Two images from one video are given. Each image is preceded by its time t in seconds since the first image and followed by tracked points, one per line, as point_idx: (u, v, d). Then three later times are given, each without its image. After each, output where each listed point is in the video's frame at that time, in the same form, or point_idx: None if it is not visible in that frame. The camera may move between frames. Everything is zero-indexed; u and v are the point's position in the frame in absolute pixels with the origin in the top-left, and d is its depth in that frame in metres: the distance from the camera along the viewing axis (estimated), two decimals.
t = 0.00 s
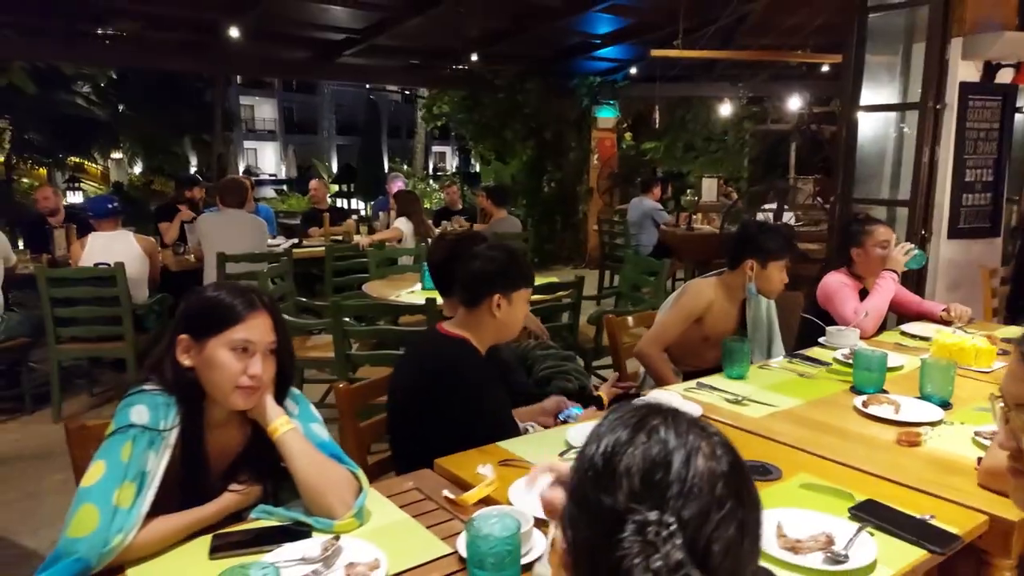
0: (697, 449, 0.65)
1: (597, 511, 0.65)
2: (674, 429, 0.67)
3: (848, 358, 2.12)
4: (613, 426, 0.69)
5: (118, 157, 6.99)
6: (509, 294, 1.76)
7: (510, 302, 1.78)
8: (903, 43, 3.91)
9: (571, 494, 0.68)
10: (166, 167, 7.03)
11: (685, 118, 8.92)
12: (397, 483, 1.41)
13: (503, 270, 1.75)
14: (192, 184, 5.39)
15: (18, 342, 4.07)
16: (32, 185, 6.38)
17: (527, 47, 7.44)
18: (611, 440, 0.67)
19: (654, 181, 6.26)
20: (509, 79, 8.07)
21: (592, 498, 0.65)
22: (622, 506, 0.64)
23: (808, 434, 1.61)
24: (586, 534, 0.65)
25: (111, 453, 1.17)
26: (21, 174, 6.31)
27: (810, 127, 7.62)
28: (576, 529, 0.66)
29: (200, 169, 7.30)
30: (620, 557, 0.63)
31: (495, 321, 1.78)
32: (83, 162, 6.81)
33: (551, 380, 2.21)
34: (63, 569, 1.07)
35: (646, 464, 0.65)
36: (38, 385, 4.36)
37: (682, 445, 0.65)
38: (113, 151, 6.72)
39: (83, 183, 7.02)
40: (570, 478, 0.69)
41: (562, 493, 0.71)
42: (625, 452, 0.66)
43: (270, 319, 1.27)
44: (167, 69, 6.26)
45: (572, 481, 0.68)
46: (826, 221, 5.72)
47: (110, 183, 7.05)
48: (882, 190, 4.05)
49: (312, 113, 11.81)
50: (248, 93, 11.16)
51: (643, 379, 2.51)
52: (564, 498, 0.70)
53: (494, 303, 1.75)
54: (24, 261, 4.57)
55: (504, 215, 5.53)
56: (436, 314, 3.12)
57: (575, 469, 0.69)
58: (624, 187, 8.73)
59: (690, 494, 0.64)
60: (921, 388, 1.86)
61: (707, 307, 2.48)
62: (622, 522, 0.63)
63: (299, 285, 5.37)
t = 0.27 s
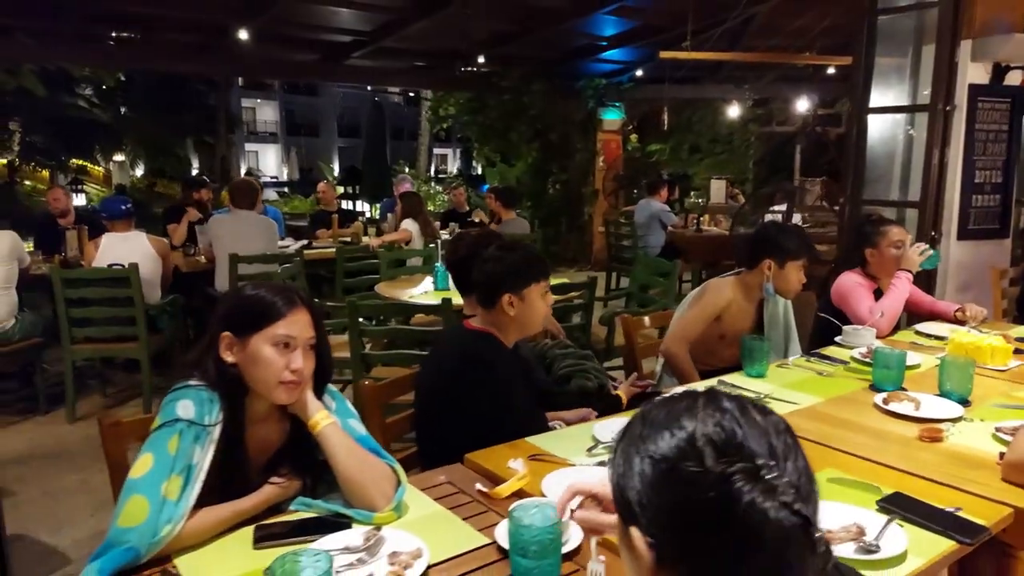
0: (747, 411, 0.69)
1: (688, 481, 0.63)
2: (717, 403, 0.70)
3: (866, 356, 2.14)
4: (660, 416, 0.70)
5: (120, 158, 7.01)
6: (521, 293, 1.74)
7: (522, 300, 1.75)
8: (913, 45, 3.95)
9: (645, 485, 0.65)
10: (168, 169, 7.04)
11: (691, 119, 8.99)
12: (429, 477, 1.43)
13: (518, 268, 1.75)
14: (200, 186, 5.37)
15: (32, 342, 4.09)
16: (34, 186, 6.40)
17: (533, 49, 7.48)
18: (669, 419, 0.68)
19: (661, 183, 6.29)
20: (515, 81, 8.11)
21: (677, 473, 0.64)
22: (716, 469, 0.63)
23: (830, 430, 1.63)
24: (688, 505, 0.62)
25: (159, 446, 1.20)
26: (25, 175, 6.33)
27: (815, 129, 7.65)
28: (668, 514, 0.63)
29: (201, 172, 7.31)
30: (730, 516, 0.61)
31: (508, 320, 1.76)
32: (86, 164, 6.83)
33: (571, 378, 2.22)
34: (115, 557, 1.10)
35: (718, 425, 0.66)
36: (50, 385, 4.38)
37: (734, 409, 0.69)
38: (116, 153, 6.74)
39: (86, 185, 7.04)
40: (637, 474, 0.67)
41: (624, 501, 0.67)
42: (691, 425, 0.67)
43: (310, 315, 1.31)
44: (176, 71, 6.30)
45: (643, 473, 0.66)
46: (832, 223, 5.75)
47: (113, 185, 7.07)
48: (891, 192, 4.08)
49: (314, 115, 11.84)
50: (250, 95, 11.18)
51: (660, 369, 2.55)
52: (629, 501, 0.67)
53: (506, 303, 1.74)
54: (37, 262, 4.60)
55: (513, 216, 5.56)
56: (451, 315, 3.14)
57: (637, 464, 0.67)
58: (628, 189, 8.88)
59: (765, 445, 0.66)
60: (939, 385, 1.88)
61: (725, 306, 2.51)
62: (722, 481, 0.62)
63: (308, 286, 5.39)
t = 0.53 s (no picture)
0: (803, 406, 0.73)
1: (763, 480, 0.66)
2: (773, 398, 0.73)
3: (882, 356, 2.16)
4: (721, 414, 0.72)
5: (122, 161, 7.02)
6: (542, 297, 1.76)
7: (543, 302, 1.77)
8: (921, 49, 3.98)
9: (717, 484, 0.67)
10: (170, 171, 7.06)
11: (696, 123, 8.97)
12: (460, 475, 1.46)
13: (537, 269, 1.76)
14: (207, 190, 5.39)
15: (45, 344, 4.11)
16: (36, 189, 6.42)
17: (540, 53, 7.52)
18: (733, 416, 0.71)
19: (667, 186, 6.32)
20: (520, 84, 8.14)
21: (752, 472, 0.66)
22: (790, 466, 0.66)
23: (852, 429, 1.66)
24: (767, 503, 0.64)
25: (198, 446, 1.22)
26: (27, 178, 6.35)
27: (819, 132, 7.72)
28: (745, 512, 0.65)
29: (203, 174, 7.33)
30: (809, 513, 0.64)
31: (528, 321, 1.77)
32: (88, 166, 6.85)
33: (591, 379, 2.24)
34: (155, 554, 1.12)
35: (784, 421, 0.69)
36: (62, 387, 4.40)
37: (792, 404, 0.72)
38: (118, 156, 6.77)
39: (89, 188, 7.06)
40: (705, 472, 0.68)
41: (691, 500, 0.69)
42: (758, 421, 0.69)
43: (350, 316, 1.33)
44: (182, 74, 6.33)
45: (714, 472, 0.68)
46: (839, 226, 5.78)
47: (115, 188, 7.08)
48: (899, 195, 4.11)
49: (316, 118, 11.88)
50: (251, 98, 11.20)
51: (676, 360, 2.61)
52: (697, 499, 0.68)
53: (528, 305, 1.75)
54: (48, 265, 4.62)
55: (521, 220, 5.59)
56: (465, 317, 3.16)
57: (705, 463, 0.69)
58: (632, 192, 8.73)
59: (826, 441, 0.69)
60: (956, 385, 1.90)
61: (743, 307, 2.56)
62: (798, 478, 0.65)
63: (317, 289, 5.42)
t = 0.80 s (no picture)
0: (869, 413, 0.75)
1: (842, 494, 0.68)
2: (841, 406, 0.75)
3: (898, 360, 2.19)
4: (796, 422, 0.73)
5: (123, 163, 7.04)
6: (572, 294, 1.78)
7: (572, 301, 1.79)
8: (928, 54, 4.00)
9: (795, 493, 0.69)
10: (172, 174, 7.08)
11: (700, 127, 9.16)
12: (492, 477, 1.48)
13: (564, 271, 1.78)
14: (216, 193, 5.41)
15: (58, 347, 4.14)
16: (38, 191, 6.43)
17: (545, 57, 7.55)
18: (808, 423, 0.72)
19: (673, 189, 6.35)
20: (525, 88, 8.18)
21: (832, 481, 0.68)
22: (869, 480, 0.68)
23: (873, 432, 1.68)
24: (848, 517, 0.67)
25: (232, 445, 1.24)
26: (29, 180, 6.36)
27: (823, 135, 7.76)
28: (824, 523, 0.68)
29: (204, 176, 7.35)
30: (886, 527, 0.67)
31: (559, 321, 1.80)
32: (90, 168, 6.86)
33: (608, 384, 2.28)
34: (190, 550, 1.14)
35: (858, 431, 0.72)
36: (74, 390, 4.43)
37: (861, 413, 0.74)
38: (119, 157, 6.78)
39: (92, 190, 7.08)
40: (782, 480, 0.70)
41: (765, 505, 0.71)
42: (834, 429, 0.71)
43: (396, 317, 1.37)
44: (189, 78, 6.36)
45: (792, 481, 0.70)
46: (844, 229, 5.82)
47: (117, 190, 7.10)
48: (907, 198, 4.14)
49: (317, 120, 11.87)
50: (252, 100, 11.21)
51: (693, 358, 2.68)
52: (771, 505, 0.71)
53: (558, 304, 1.77)
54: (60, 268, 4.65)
55: (529, 223, 5.61)
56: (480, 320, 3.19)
57: (781, 471, 0.71)
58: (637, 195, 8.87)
59: (896, 450, 0.72)
60: (973, 389, 1.93)
61: (758, 313, 2.60)
62: (877, 491, 0.67)
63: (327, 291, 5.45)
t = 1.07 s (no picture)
0: (955, 405, 0.75)
1: (928, 484, 0.69)
2: (927, 399, 0.75)
3: (915, 359, 2.24)
4: (881, 411, 0.74)
5: (125, 166, 7.03)
6: (605, 291, 1.83)
7: (607, 298, 1.84)
8: (936, 57, 4.05)
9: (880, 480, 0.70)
10: (174, 175, 7.08)
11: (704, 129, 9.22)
12: (530, 472, 1.53)
13: (597, 269, 1.84)
14: (227, 195, 5.44)
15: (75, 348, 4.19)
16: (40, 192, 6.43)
17: (551, 58, 7.60)
18: (894, 412, 0.73)
19: (680, 190, 6.41)
20: (531, 89, 8.22)
21: (917, 471, 0.69)
22: (956, 474, 0.69)
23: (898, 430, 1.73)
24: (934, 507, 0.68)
25: (289, 441, 1.29)
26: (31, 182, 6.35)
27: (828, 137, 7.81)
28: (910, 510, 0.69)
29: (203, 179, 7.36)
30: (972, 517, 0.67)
31: (594, 318, 1.84)
32: (92, 170, 6.86)
33: (632, 383, 2.35)
34: (253, 541, 1.19)
35: (945, 421, 0.72)
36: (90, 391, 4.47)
37: (948, 407, 0.74)
38: (121, 159, 6.78)
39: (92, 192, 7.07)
40: (867, 467, 0.71)
41: (846, 490, 0.72)
42: (922, 419, 0.71)
43: (443, 318, 1.42)
44: (197, 80, 6.38)
45: (877, 469, 0.71)
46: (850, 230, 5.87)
47: (119, 192, 7.09)
48: (915, 200, 4.18)
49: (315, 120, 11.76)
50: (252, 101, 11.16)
51: (711, 355, 2.74)
52: (856, 490, 0.72)
53: (593, 300, 1.82)
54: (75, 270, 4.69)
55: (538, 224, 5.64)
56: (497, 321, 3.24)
57: (866, 458, 0.72)
58: (643, 197, 9.07)
59: (983, 445, 0.72)
60: (993, 387, 1.97)
61: (775, 313, 2.65)
62: (966, 485, 0.68)
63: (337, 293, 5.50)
